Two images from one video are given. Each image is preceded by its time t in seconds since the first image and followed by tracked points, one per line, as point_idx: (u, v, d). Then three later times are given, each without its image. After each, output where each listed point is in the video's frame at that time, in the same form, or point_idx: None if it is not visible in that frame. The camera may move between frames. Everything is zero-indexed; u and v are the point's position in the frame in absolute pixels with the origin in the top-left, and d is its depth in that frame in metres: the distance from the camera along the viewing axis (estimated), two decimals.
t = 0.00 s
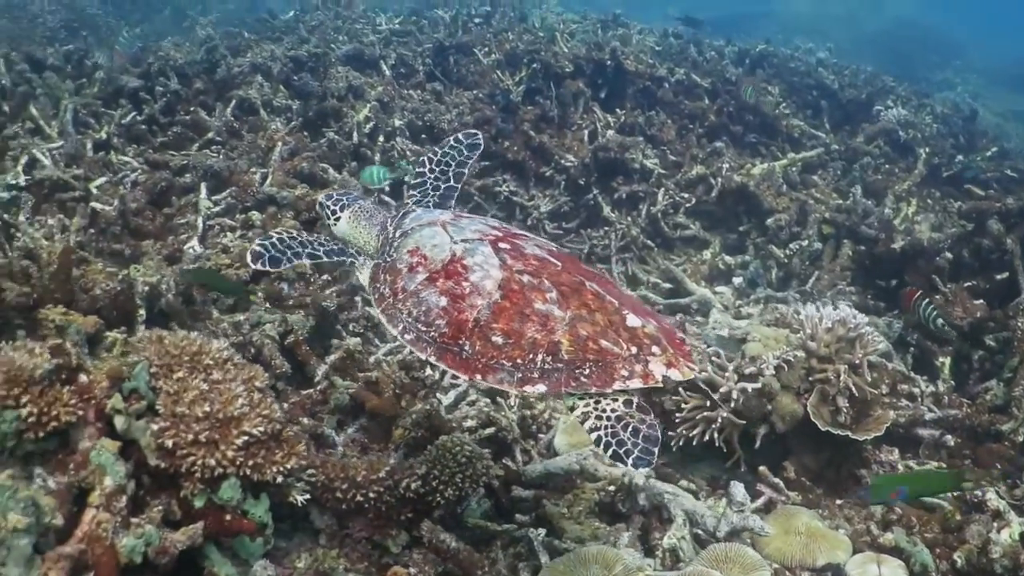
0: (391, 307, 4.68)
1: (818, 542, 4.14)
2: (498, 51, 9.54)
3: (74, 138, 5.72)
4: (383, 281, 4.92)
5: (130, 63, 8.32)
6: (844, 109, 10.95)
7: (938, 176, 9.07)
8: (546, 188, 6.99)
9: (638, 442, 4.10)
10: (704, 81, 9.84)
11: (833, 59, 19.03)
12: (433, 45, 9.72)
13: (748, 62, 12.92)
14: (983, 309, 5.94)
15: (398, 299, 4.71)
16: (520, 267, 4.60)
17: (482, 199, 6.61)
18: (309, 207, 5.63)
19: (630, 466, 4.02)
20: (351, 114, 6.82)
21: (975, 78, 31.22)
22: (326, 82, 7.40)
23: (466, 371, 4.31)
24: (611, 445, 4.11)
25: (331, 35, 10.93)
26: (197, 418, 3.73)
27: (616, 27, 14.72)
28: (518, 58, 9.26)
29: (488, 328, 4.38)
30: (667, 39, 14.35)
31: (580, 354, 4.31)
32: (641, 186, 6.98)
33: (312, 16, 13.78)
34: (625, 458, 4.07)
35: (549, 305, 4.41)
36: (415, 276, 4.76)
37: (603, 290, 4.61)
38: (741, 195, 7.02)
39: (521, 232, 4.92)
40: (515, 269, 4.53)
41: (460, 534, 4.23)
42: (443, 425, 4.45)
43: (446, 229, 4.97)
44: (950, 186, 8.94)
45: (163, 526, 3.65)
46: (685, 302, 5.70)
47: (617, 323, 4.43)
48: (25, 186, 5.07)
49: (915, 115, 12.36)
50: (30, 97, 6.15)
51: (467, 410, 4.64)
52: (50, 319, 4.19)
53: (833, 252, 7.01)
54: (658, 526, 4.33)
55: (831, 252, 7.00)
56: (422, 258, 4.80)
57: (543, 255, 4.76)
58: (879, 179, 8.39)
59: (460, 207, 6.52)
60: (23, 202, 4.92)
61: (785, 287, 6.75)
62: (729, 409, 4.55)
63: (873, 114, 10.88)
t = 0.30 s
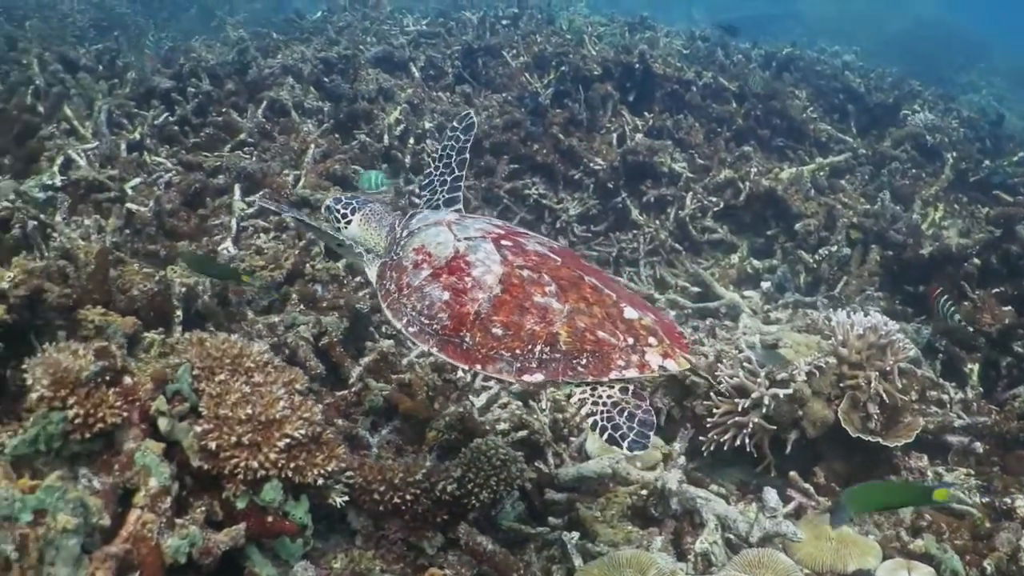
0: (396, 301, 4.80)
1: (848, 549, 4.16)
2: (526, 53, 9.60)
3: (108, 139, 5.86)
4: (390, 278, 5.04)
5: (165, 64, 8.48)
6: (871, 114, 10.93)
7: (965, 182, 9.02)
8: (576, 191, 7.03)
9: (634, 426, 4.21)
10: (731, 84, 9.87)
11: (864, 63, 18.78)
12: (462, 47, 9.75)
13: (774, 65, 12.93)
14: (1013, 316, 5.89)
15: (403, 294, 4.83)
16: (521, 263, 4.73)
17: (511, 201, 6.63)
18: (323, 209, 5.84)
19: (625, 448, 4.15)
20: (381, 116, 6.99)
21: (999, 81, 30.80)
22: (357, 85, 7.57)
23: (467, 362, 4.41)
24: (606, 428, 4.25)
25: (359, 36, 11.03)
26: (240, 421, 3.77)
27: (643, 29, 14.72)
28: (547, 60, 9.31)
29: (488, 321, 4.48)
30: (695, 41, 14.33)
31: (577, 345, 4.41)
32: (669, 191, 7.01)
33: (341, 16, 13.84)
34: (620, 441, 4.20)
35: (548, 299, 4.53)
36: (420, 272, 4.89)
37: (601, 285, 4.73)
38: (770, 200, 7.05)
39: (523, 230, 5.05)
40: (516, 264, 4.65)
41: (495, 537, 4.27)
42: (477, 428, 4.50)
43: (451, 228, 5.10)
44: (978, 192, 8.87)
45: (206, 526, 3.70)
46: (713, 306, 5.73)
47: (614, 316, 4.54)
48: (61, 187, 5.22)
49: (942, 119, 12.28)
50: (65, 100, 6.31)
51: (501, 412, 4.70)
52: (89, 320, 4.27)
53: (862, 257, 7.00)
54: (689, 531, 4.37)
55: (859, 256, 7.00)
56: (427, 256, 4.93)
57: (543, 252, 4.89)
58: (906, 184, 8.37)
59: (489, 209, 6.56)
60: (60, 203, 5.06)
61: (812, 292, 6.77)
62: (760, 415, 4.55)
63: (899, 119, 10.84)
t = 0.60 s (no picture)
0: (401, 299, 4.79)
1: (878, 558, 4.18)
2: (555, 59, 9.69)
3: (144, 144, 6.04)
4: (395, 277, 5.04)
5: (202, 69, 8.66)
6: (900, 121, 10.91)
7: (995, 190, 8.97)
8: (606, 198, 7.03)
9: (628, 419, 4.76)
10: (759, 90, 9.91)
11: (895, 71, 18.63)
12: (493, 52, 9.88)
13: (801, 72, 12.96)
14: None
15: (408, 292, 4.83)
16: (523, 263, 4.82)
17: (542, 207, 6.71)
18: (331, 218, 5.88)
19: (620, 439, 4.71)
20: (414, 122, 7.09)
21: None
22: (389, 90, 7.79)
23: (470, 357, 4.42)
24: (602, 420, 4.81)
25: (390, 40, 11.19)
26: (283, 427, 3.83)
27: (672, 36, 14.76)
28: (576, 66, 9.41)
29: (491, 318, 4.52)
30: (724, 47, 14.35)
31: (576, 343, 4.52)
32: (698, 197, 7.04)
33: (371, 19, 13.96)
34: (617, 432, 4.75)
35: (549, 299, 4.62)
36: (425, 271, 4.91)
37: (600, 287, 4.85)
38: (799, 208, 7.10)
39: (526, 232, 5.15)
40: (519, 265, 4.73)
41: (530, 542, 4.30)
42: (513, 434, 4.55)
43: (456, 230, 5.16)
44: (1008, 201, 8.81)
45: (249, 531, 3.75)
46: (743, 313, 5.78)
47: (611, 315, 4.69)
48: (98, 192, 5.39)
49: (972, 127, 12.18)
50: (101, 103, 6.46)
51: (534, 418, 4.77)
52: (129, 324, 4.41)
53: (890, 265, 7.01)
54: (722, 538, 4.40)
55: (888, 263, 7.02)
56: (432, 256, 4.96)
57: (545, 254, 4.99)
58: (936, 191, 8.34)
59: (519, 214, 6.55)
60: (99, 206, 5.21)
61: (841, 299, 6.78)
62: (793, 424, 4.58)
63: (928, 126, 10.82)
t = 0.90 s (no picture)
0: (403, 293, 4.93)
1: (909, 569, 4.13)
2: (585, 66, 9.77)
3: (180, 149, 6.16)
4: (399, 272, 5.19)
5: (235, 74, 8.78)
6: (929, 129, 10.89)
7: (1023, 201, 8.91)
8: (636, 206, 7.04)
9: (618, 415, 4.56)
10: (787, 98, 9.94)
11: (926, 80, 18.49)
12: (523, 59, 9.99)
13: (829, 80, 12.94)
14: None
15: (410, 287, 4.98)
16: (522, 263, 4.97)
17: (572, 214, 6.61)
18: (334, 219, 5.85)
19: (609, 435, 4.49)
20: (446, 130, 7.18)
21: None
22: (422, 97, 7.89)
23: (467, 352, 4.56)
24: (592, 417, 4.61)
25: (420, 45, 11.32)
26: (326, 434, 3.88)
27: (701, 43, 14.78)
28: (606, 73, 9.48)
29: (490, 315, 4.67)
30: (752, 55, 14.39)
31: (570, 341, 4.66)
32: (728, 205, 7.00)
33: (399, 24, 14.05)
34: (606, 429, 4.55)
35: (545, 298, 4.77)
36: (427, 267, 5.05)
37: (596, 286, 5.00)
38: (828, 216, 7.14)
39: (526, 232, 5.30)
40: (518, 264, 4.89)
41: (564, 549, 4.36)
42: (546, 443, 4.63)
43: (460, 228, 5.30)
44: None
45: (292, 537, 3.81)
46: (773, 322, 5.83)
47: (606, 314, 4.82)
48: (135, 197, 5.49)
49: (1001, 137, 12.07)
50: (138, 108, 6.59)
51: (568, 426, 4.90)
52: (170, 329, 4.45)
53: (917, 274, 6.99)
54: (754, 547, 4.40)
55: (916, 273, 7.02)
56: (435, 252, 5.11)
57: (544, 253, 5.13)
58: (965, 201, 8.30)
59: (550, 222, 6.49)
60: (137, 211, 5.30)
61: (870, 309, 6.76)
62: (825, 434, 4.58)
63: (956, 134, 10.79)
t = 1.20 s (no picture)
0: (404, 287, 5.01)
1: None
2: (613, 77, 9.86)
3: (213, 157, 6.28)
4: (402, 266, 5.26)
5: (267, 81, 8.91)
6: (956, 143, 10.89)
7: None
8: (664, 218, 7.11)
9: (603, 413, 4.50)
10: (814, 112, 10.00)
11: (956, 94, 18.41)
12: (551, 70, 10.13)
13: (856, 92, 12.95)
14: None
15: (411, 281, 5.04)
16: (520, 261, 4.98)
17: (601, 225, 6.77)
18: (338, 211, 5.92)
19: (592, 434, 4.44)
20: (476, 140, 7.26)
21: None
22: (452, 107, 7.96)
23: (461, 348, 4.62)
24: (578, 415, 4.57)
25: (448, 55, 11.47)
26: (365, 444, 3.94)
27: (729, 55, 14.85)
28: (634, 84, 9.57)
29: (485, 312, 4.72)
30: (779, 67, 14.44)
31: (562, 341, 4.68)
32: (756, 218, 7.15)
33: (427, 32, 14.17)
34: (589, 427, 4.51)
35: (540, 297, 4.79)
36: (428, 263, 5.10)
37: (591, 287, 5.00)
38: (855, 231, 7.19)
39: (527, 229, 5.29)
40: (515, 263, 4.91)
41: (595, 560, 4.39)
42: (577, 454, 4.68)
43: (462, 224, 5.33)
44: None
45: (331, 545, 3.85)
46: (799, 334, 5.89)
47: (598, 316, 4.82)
48: (170, 204, 5.60)
49: None
50: (172, 116, 6.73)
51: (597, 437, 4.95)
52: (207, 336, 4.57)
53: (944, 290, 6.97)
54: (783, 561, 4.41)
55: (943, 289, 7.00)
56: (436, 247, 5.15)
57: (542, 252, 5.12)
58: (993, 216, 8.25)
59: (578, 232, 6.61)
60: (171, 218, 5.41)
61: (897, 324, 6.75)
62: (853, 449, 4.60)
63: (984, 149, 10.78)
